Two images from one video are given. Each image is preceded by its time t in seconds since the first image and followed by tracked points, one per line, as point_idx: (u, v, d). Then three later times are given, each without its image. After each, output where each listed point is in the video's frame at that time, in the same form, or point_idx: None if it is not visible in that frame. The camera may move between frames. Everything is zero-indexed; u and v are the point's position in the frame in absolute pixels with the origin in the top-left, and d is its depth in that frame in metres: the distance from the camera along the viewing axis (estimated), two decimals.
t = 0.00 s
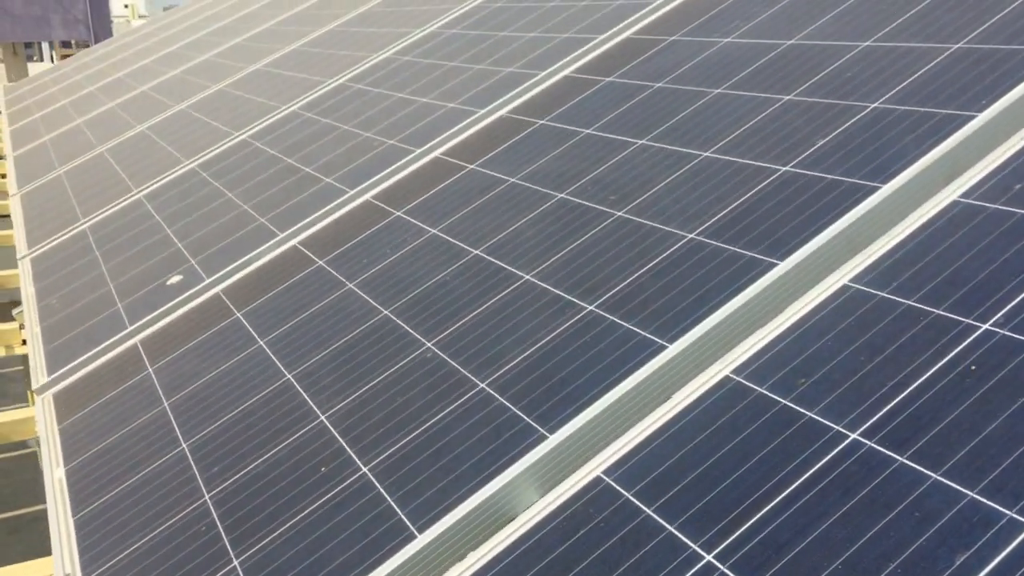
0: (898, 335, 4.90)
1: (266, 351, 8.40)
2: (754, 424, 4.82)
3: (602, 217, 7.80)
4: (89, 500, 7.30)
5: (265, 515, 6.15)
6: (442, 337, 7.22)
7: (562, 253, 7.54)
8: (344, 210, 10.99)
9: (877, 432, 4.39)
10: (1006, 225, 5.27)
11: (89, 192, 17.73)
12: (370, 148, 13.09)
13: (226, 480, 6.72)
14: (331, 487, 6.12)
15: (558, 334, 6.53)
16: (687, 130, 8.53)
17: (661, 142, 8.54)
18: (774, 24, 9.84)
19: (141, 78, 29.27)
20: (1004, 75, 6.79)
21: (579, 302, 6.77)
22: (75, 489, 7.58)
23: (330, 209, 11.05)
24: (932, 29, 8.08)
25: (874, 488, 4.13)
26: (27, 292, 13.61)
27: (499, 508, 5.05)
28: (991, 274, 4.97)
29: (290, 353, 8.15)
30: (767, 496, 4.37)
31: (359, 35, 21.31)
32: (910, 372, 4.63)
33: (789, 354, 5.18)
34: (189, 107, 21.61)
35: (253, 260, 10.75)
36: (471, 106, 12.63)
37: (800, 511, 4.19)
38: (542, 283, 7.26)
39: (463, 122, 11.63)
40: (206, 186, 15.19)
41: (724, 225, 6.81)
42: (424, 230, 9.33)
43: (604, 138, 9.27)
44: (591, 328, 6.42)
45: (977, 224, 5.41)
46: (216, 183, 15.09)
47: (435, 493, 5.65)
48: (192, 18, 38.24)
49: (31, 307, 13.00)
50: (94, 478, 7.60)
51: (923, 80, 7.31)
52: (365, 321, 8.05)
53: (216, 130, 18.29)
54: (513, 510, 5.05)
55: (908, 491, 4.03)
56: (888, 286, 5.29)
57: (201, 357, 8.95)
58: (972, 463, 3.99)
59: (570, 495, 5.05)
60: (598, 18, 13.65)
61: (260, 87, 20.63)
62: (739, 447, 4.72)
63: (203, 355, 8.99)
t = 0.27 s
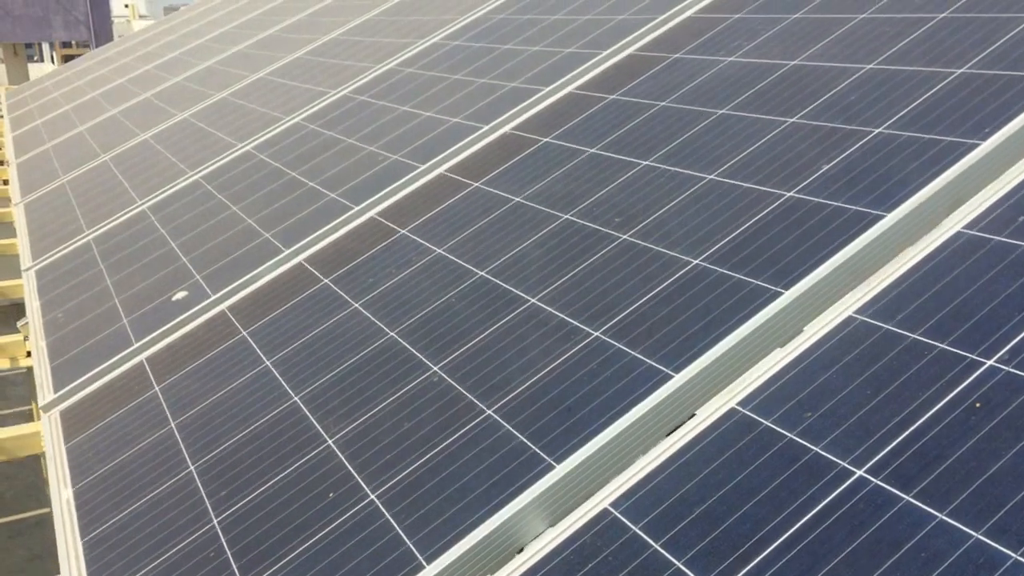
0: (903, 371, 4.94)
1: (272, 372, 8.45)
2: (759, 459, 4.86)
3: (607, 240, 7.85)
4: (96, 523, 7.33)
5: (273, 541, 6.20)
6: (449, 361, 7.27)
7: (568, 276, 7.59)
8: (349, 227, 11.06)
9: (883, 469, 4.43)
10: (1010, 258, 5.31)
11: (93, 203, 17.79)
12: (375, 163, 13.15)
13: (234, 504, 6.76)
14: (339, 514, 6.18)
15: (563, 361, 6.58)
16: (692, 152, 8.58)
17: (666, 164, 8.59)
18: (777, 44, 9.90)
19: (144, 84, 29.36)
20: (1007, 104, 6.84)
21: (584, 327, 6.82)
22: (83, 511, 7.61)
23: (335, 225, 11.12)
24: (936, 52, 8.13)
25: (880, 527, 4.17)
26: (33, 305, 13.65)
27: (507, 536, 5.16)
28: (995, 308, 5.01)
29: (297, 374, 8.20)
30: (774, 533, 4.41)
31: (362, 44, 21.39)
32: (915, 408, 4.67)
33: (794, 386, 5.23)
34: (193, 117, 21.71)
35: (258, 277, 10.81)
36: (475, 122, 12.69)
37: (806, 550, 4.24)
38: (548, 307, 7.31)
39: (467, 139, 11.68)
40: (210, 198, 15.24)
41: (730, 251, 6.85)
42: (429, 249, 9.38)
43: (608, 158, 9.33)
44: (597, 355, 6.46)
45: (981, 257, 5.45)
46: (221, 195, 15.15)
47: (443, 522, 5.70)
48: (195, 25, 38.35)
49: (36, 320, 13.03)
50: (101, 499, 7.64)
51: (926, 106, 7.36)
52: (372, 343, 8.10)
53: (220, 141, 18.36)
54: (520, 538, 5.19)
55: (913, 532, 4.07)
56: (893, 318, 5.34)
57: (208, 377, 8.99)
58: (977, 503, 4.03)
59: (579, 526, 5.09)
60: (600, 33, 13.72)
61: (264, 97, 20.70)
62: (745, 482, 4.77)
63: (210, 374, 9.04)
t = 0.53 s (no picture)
0: (907, 401, 4.97)
1: (277, 390, 8.49)
2: (764, 489, 4.90)
3: (611, 259, 7.88)
4: (103, 543, 7.37)
5: (280, 564, 6.24)
6: (454, 382, 7.30)
7: (572, 297, 7.62)
8: (353, 241, 11.11)
9: (887, 503, 4.47)
10: (1012, 287, 5.34)
11: (97, 213, 17.85)
12: (378, 176, 13.20)
13: (240, 527, 6.80)
14: (345, 539, 6.22)
15: (568, 384, 6.63)
16: (696, 170, 8.62)
17: (670, 183, 8.63)
18: (780, 62, 9.94)
19: (146, 90, 29.40)
20: (1009, 129, 6.88)
21: (589, 350, 6.87)
22: (89, 530, 7.64)
23: (339, 240, 11.18)
24: (939, 72, 8.16)
25: (885, 562, 4.20)
26: (38, 317, 13.68)
27: (512, 563, 5.21)
28: (998, 339, 5.04)
29: (302, 392, 8.24)
30: (779, 566, 4.44)
31: (365, 53, 21.47)
32: (919, 440, 4.70)
33: (799, 416, 5.26)
34: (196, 126, 21.78)
35: (262, 292, 10.86)
36: (479, 135, 12.75)
37: None
38: (552, 328, 7.35)
39: (470, 154, 11.73)
40: (214, 209, 15.29)
41: (734, 275, 6.88)
42: (433, 266, 9.42)
43: (611, 176, 9.37)
44: (603, 379, 6.51)
45: (984, 286, 5.48)
46: (225, 207, 15.20)
47: (449, 548, 5.75)
48: (198, 29, 38.45)
49: (40, 332, 13.08)
50: (108, 518, 7.67)
51: (928, 128, 7.39)
52: (377, 362, 8.14)
53: (224, 152, 18.42)
54: (525, 564, 5.23)
55: (917, 567, 4.10)
56: (896, 347, 5.37)
57: (213, 394, 9.03)
58: (981, 539, 4.06)
59: (583, 556, 5.14)
60: (603, 46, 13.77)
61: (267, 107, 20.77)
62: (750, 513, 4.80)
63: (215, 391, 9.08)
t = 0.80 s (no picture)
0: (908, 437, 5.01)
1: (281, 411, 8.52)
2: (767, 524, 4.94)
3: (614, 283, 7.92)
4: (108, 565, 7.39)
5: None
6: (458, 407, 7.33)
7: (574, 322, 7.67)
8: (356, 259, 11.18)
9: (889, 541, 4.50)
10: (1013, 321, 5.38)
11: (101, 224, 17.91)
12: (381, 190, 13.24)
13: (245, 552, 6.83)
14: (350, 566, 6.26)
15: (571, 411, 6.67)
16: (698, 192, 8.66)
17: (672, 205, 8.67)
18: (783, 81, 9.99)
19: (148, 97, 29.48)
20: (1010, 156, 6.91)
21: (592, 376, 6.91)
22: (94, 552, 7.67)
23: (341, 257, 11.25)
24: (940, 95, 8.20)
25: None
26: (41, 329, 13.72)
27: None
28: (999, 375, 5.08)
29: (305, 414, 8.28)
30: None
31: (368, 64, 21.56)
32: (920, 478, 4.74)
33: (800, 450, 5.29)
34: (200, 137, 21.87)
35: (266, 309, 10.91)
36: (481, 150, 12.81)
37: None
38: (556, 353, 7.40)
39: (473, 172, 11.80)
40: (217, 222, 15.33)
41: (736, 302, 6.92)
42: (436, 285, 9.46)
43: (614, 196, 9.41)
44: (606, 407, 6.55)
45: (985, 319, 5.51)
46: (227, 219, 15.24)
47: None
48: (200, 35, 38.57)
49: (44, 345, 13.12)
50: (113, 541, 7.70)
51: (930, 153, 7.43)
52: (381, 384, 8.17)
53: (227, 164, 18.48)
54: None
55: None
56: (898, 380, 5.41)
57: (217, 413, 9.07)
58: None
59: None
60: (606, 60, 13.82)
61: (270, 118, 20.84)
62: (753, 549, 4.83)
63: (219, 410, 9.12)
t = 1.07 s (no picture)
0: (907, 465, 5.05)
1: (283, 428, 8.56)
2: (767, 551, 4.97)
3: (614, 301, 7.96)
4: None
5: None
6: (459, 426, 7.37)
7: (575, 341, 7.71)
8: (357, 272, 11.23)
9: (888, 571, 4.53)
10: (1012, 347, 5.41)
11: (103, 234, 17.95)
12: (381, 202, 13.30)
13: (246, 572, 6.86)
14: None
15: (571, 433, 6.71)
16: (697, 210, 8.70)
17: (671, 222, 8.71)
18: (782, 97, 10.02)
19: (149, 102, 29.52)
20: (1009, 178, 6.94)
21: (591, 397, 6.95)
22: (96, 569, 7.69)
23: (342, 271, 11.29)
24: (938, 113, 8.24)
25: None
26: (43, 340, 13.74)
27: None
28: (998, 403, 5.12)
29: (307, 431, 8.32)
30: None
31: (368, 72, 21.63)
32: (919, 506, 4.77)
33: (800, 476, 5.33)
34: (201, 145, 21.93)
35: (267, 323, 10.96)
36: (482, 163, 12.86)
37: None
38: (556, 372, 7.43)
39: (473, 186, 11.85)
40: (219, 232, 15.38)
41: (736, 323, 6.96)
42: (436, 301, 9.50)
43: (614, 212, 9.45)
44: (606, 429, 6.58)
45: (983, 344, 5.55)
46: (229, 229, 15.29)
47: None
48: (201, 39, 38.65)
49: (46, 355, 13.14)
50: (114, 558, 7.72)
51: (929, 174, 7.46)
52: (382, 402, 8.21)
53: (229, 173, 18.51)
54: None
55: None
56: (897, 406, 5.45)
57: (219, 429, 9.10)
58: None
59: None
60: (606, 72, 13.86)
61: (271, 127, 20.89)
62: None
63: (220, 426, 9.15)
